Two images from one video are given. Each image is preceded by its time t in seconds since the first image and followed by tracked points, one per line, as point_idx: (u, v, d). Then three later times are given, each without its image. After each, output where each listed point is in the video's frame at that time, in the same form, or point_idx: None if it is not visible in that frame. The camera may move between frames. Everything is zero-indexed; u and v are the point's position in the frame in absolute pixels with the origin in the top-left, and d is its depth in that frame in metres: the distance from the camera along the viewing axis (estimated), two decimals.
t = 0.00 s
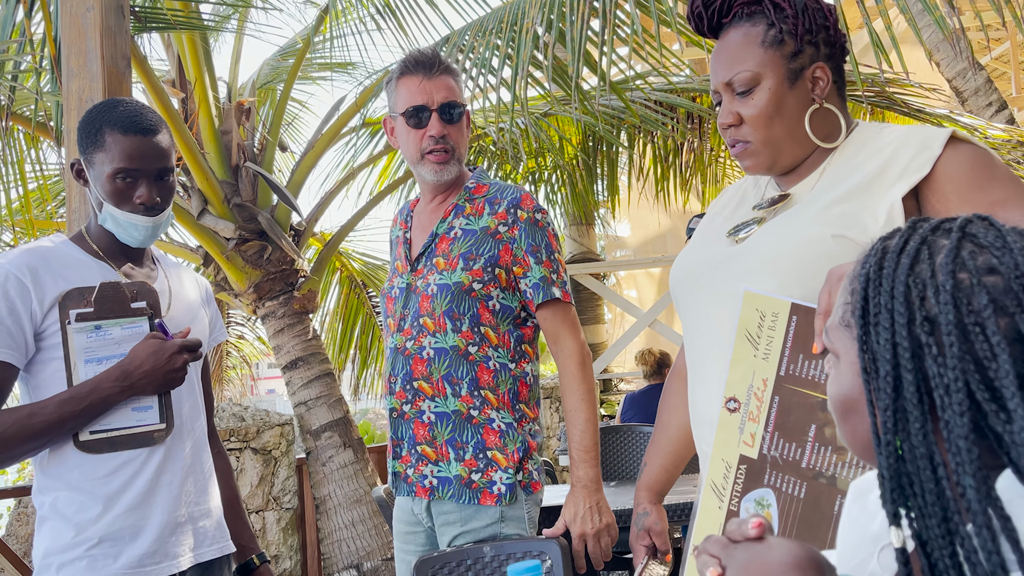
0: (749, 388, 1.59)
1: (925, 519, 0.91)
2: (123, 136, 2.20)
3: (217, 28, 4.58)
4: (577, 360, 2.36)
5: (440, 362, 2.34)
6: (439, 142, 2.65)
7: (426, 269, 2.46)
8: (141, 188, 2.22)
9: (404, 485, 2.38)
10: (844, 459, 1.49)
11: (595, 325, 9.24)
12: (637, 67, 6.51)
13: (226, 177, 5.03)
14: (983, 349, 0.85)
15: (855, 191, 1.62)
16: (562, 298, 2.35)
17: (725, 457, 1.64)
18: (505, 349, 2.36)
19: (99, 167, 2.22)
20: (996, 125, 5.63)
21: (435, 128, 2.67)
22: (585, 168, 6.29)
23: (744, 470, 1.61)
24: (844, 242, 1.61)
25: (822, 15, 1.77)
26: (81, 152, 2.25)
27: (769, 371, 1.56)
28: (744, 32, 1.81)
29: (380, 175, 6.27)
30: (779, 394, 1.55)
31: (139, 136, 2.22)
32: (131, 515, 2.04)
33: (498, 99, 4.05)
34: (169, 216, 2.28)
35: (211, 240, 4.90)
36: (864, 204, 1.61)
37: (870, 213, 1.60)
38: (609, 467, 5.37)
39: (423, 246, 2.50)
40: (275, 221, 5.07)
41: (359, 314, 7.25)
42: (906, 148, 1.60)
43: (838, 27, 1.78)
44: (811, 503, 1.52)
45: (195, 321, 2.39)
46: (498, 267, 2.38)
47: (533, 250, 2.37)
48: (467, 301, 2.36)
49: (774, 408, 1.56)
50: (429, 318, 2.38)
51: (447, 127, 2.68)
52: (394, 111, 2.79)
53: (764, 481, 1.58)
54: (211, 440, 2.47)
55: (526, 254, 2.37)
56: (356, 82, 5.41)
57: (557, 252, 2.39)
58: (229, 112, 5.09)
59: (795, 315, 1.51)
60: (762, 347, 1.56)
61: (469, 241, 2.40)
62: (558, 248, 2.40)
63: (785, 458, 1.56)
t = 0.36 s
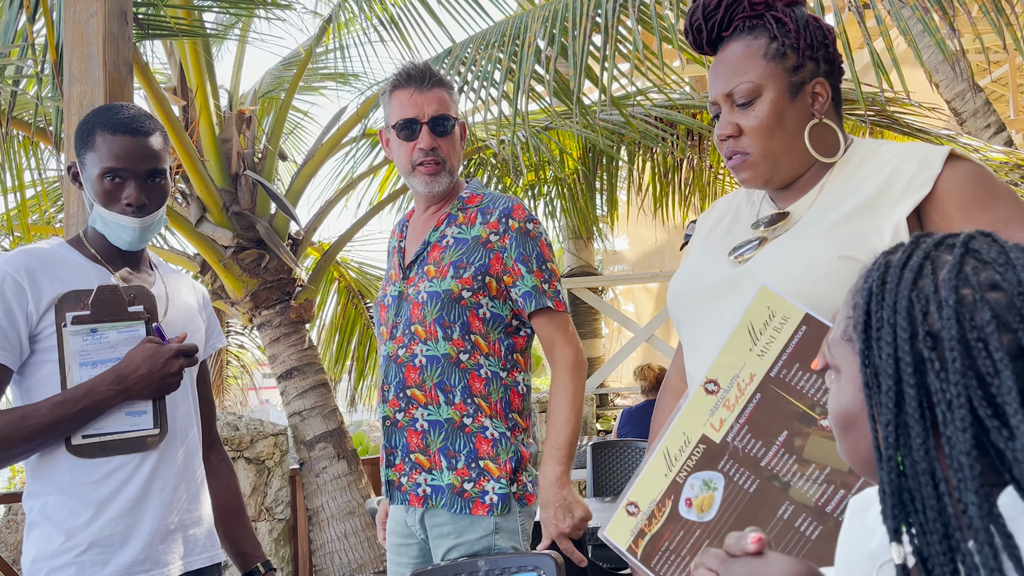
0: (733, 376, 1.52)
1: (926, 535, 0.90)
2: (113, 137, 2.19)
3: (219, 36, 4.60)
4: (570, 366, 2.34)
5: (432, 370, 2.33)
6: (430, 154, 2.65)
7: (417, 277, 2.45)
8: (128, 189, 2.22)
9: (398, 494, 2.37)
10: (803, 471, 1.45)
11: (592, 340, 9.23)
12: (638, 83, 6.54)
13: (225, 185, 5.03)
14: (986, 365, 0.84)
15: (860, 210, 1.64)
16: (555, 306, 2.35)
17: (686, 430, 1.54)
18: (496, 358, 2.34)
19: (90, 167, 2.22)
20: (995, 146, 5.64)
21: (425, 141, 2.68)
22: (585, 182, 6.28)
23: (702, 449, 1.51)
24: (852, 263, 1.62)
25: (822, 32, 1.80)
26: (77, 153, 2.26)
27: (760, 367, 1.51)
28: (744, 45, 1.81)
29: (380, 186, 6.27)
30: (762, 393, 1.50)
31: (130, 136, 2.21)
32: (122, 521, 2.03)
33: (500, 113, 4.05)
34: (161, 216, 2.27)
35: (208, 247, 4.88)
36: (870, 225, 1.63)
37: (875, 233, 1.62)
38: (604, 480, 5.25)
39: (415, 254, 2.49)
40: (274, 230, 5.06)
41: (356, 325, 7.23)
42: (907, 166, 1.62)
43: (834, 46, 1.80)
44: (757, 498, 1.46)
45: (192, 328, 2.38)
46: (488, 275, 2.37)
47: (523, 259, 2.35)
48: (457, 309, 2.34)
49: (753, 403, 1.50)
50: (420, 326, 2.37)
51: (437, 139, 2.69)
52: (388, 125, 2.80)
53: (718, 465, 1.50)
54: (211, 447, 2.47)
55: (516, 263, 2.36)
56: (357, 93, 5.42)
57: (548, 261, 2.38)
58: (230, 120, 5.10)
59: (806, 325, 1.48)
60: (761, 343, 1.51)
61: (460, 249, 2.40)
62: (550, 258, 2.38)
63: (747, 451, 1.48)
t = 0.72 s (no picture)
0: (757, 483, 1.35)
1: (914, 543, 0.90)
2: (109, 141, 2.18)
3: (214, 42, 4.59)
4: (540, 362, 2.21)
5: (418, 374, 2.32)
6: (417, 158, 2.64)
7: (404, 283, 2.45)
8: (125, 193, 2.21)
9: (382, 498, 2.36)
10: None
11: (586, 348, 9.22)
12: (633, 92, 6.56)
13: (219, 191, 5.02)
14: (975, 372, 0.84)
15: (850, 223, 1.65)
16: (534, 310, 2.30)
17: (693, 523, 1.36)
18: (482, 362, 2.33)
19: (84, 172, 2.20)
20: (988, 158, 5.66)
21: (413, 144, 2.66)
22: (579, 190, 6.28)
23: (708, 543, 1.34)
24: (843, 276, 1.62)
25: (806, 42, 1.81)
26: (69, 158, 2.24)
27: (788, 481, 1.34)
28: (730, 58, 1.81)
29: (375, 192, 6.26)
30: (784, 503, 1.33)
31: (125, 140, 2.20)
32: (108, 528, 2.01)
33: (495, 120, 4.06)
34: (156, 221, 2.25)
35: (201, 253, 4.87)
36: (859, 237, 1.64)
37: (865, 245, 1.63)
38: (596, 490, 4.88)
39: (402, 259, 2.49)
40: (267, 236, 5.05)
41: (351, 332, 7.22)
42: (897, 176, 1.64)
43: (818, 55, 1.82)
44: None
45: (181, 334, 2.36)
46: (473, 279, 2.35)
47: (506, 262, 2.33)
48: (442, 313, 2.33)
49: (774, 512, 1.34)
50: (406, 331, 2.36)
51: (425, 143, 2.67)
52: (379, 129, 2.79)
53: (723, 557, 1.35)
54: (201, 454, 2.45)
55: (499, 267, 2.34)
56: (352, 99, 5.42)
57: (532, 264, 2.35)
58: (224, 126, 5.09)
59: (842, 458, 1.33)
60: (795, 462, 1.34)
61: (445, 254, 2.39)
62: (533, 261, 2.36)
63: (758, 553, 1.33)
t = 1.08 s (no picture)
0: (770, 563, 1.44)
1: (915, 549, 0.90)
2: (114, 146, 2.19)
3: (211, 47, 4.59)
4: (525, 386, 2.28)
5: (412, 378, 2.32)
6: (431, 163, 2.65)
7: (400, 287, 2.44)
8: (130, 198, 2.20)
9: (374, 502, 2.34)
10: None
11: (583, 353, 9.22)
12: (631, 97, 6.57)
13: (216, 195, 5.01)
14: (975, 378, 0.84)
15: (849, 229, 1.65)
16: (522, 316, 2.32)
17: None
18: (475, 367, 2.33)
19: (88, 177, 2.20)
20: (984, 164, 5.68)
21: (428, 149, 2.66)
22: (577, 194, 6.29)
23: None
24: (840, 282, 1.62)
25: (804, 48, 1.82)
26: (72, 163, 2.24)
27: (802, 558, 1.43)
28: (728, 66, 1.82)
29: (373, 197, 6.27)
30: None
31: (130, 146, 2.21)
32: (107, 532, 2.00)
33: (492, 124, 4.06)
34: (160, 227, 2.26)
35: (198, 257, 4.87)
36: (857, 244, 1.64)
37: (863, 252, 1.63)
38: (593, 497, 4.81)
39: (398, 264, 2.48)
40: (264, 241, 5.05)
41: (348, 336, 7.21)
42: (895, 184, 1.65)
43: (818, 61, 1.82)
44: None
45: (181, 337, 2.36)
46: (466, 285, 2.36)
47: (497, 268, 2.34)
48: (437, 318, 2.34)
49: None
50: (401, 335, 2.36)
51: (440, 150, 2.68)
52: (385, 132, 2.77)
53: None
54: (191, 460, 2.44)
55: (492, 274, 2.35)
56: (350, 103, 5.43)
57: (525, 269, 2.36)
58: (222, 130, 5.09)
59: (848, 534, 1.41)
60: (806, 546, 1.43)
61: (440, 259, 2.39)
62: (527, 266, 2.36)
63: None
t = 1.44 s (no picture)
0: None
1: (910, 558, 0.91)
2: (116, 154, 2.20)
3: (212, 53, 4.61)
4: (543, 391, 2.26)
5: (417, 387, 2.32)
6: (437, 171, 2.66)
7: (407, 295, 2.45)
8: (132, 205, 2.21)
9: (376, 509, 2.35)
10: None
11: (583, 359, 9.21)
12: (630, 103, 6.58)
13: (216, 202, 5.02)
14: (970, 387, 0.85)
15: (841, 238, 1.66)
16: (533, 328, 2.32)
17: None
18: (482, 377, 2.33)
19: (90, 184, 2.21)
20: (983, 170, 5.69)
21: (435, 157, 2.68)
22: (577, 200, 6.30)
23: None
24: (832, 292, 1.63)
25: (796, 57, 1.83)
26: (73, 170, 2.24)
27: None
28: (721, 75, 1.83)
29: (372, 202, 6.28)
30: None
31: (133, 154, 2.22)
32: (107, 539, 2.00)
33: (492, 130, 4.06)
34: (161, 235, 2.26)
35: (198, 263, 4.88)
36: (849, 254, 1.65)
37: (854, 261, 1.64)
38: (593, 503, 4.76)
39: (405, 271, 2.49)
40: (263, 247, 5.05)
41: (349, 342, 7.21)
42: (886, 195, 1.65)
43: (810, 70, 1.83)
44: None
45: (181, 342, 2.37)
46: (476, 295, 2.36)
47: (510, 280, 2.34)
48: (445, 327, 2.34)
49: None
50: (408, 343, 2.37)
51: (446, 158, 2.70)
52: (393, 140, 2.79)
53: None
54: (192, 467, 2.44)
55: (504, 284, 2.35)
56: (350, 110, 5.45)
57: (536, 282, 2.37)
58: (222, 136, 5.10)
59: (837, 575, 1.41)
60: None
61: (449, 268, 2.39)
62: (536, 280, 2.37)
63: None
